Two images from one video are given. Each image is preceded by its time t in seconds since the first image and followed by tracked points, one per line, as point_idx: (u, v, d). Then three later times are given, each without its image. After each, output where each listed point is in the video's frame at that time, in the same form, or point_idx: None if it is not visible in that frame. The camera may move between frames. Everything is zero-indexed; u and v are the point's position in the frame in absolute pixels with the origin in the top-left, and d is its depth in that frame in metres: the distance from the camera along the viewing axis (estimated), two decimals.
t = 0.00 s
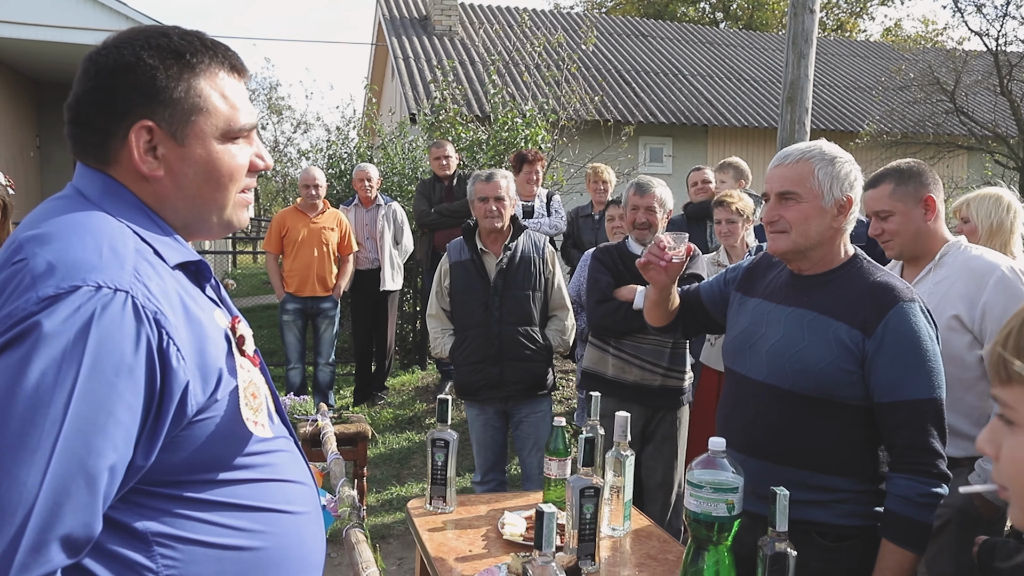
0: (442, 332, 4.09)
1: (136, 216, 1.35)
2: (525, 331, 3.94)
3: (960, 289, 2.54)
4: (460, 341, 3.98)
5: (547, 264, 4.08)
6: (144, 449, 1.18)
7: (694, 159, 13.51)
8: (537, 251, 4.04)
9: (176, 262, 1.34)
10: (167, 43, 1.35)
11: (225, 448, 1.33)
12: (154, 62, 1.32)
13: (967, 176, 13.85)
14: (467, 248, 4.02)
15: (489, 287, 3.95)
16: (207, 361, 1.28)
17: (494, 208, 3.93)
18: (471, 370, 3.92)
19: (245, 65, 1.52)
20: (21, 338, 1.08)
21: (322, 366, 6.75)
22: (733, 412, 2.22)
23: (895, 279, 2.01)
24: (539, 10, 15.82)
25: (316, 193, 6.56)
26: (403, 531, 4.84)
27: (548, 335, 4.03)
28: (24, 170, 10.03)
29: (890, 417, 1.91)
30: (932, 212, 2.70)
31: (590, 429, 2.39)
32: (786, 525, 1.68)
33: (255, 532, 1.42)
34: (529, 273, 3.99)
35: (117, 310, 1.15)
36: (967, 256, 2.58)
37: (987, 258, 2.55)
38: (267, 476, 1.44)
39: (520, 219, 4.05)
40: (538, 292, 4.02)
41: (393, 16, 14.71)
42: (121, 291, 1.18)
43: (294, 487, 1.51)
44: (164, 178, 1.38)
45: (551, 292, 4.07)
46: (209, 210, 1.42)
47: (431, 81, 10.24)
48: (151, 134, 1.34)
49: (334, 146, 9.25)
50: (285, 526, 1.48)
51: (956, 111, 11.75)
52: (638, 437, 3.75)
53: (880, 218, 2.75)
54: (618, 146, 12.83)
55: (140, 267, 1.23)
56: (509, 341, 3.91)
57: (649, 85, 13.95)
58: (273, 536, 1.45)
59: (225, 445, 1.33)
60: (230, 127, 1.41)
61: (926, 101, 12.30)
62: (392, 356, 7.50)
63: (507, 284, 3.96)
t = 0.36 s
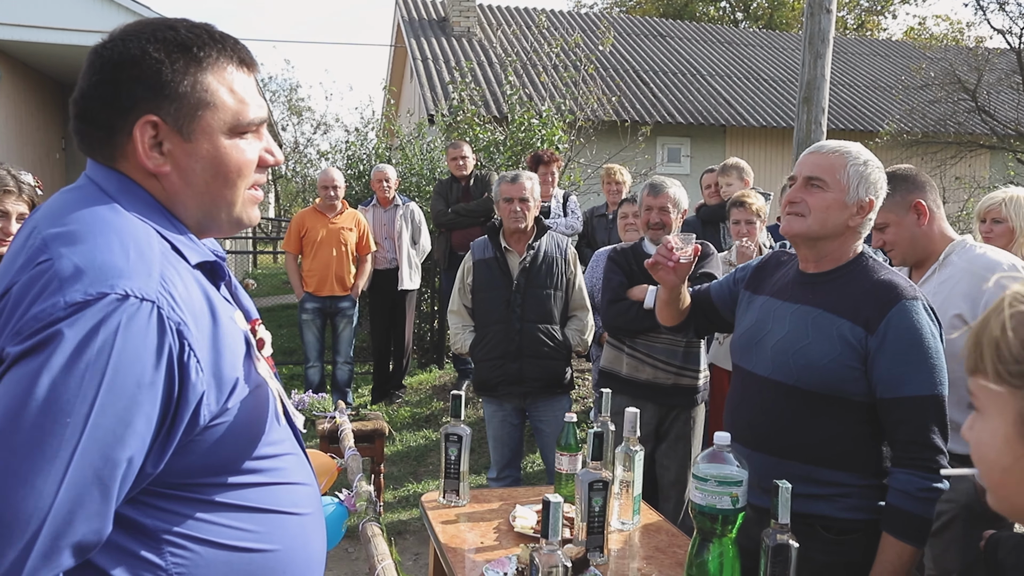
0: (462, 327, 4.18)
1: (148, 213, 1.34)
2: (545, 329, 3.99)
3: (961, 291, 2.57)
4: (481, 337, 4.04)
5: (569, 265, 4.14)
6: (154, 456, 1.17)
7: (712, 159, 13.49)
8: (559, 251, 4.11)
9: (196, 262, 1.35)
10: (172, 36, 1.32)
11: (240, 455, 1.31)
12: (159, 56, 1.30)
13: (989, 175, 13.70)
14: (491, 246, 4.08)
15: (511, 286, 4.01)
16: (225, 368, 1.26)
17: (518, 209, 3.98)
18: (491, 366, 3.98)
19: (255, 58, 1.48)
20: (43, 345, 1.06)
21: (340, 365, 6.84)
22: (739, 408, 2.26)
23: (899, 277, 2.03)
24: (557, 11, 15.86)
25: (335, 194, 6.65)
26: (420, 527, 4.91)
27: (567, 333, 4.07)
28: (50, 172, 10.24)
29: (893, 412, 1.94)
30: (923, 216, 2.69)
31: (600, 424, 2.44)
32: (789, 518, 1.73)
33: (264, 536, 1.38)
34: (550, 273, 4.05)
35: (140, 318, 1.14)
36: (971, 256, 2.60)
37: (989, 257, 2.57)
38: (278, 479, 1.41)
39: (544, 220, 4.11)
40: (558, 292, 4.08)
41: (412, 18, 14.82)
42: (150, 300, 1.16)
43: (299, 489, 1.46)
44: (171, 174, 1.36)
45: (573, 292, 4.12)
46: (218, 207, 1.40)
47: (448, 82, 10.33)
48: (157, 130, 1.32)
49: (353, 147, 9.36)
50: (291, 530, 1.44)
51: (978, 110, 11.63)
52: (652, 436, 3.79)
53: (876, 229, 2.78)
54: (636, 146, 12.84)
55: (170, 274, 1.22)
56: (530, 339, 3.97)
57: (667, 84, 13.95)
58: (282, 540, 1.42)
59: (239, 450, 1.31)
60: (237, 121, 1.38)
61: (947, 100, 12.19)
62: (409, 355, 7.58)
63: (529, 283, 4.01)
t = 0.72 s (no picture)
0: (493, 322, 4.26)
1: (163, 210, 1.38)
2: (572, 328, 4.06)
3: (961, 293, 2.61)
4: (510, 333, 4.14)
5: (601, 270, 4.20)
6: (176, 437, 1.20)
7: (723, 160, 13.49)
8: (592, 255, 4.17)
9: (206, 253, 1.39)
10: (178, 40, 1.37)
11: (257, 435, 1.34)
12: (167, 59, 1.34)
13: (1002, 176, 13.62)
14: (525, 243, 4.15)
15: (542, 284, 4.08)
16: (238, 350, 1.29)
17: (559, 209, 4.04)
18: (518, 361, 4.07)
19: (257, 59, 1.53)
20: (64, 324, 1.08)
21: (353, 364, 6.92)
22: (744, 404, 2.32)
23: (903, 279, 2.08)
24: (568, 12, 15.91)
25: (348, 195, 6.74)
26: (431, 524, 4.98)
27: (595, 334, 4.14)
28: (67, 172, 10.39)
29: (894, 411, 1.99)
30: (926, 220, 2.73)
31: (608, 421, 2.50)
32: (789, 511, 1.79)
33: (280, 519, 1.42)
34: (582, 275, 4.11)
35: (156, 301, 1.17)
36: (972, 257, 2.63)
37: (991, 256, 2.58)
38: (290, 466, 1.44)
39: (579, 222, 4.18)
40: (589, 294, 4.14)
41: (424, 20, 14.91)
42: (165, 284, 1.19)
43: (310, 475, 1.50)
44: (183, 172, 1.40)
45: (602, 296, 4.18)
46: (229, 202, 1.44)
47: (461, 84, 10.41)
48: (167, 130, 1.37)
49: (365, 148, 9.45)
50: (307, 514, 1.48)
51: (990, 111, 11.58)
52: (661, 434, 3.84)
53: (880, 234, 2.82)
54: (647, 147, 12.87)
55: (181, 259, 1.25)
56: (558, 338, 4.04)
57: (678, 86, 13.98)
58: (297, 525, 1.46)
59: (254, 432, 1.33)
60: (243, 118, 1.43)
61: (960, 101, 12.15)
62: (421, 354, 7.66)
63: (560, 283, 4.08)
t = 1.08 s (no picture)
0: (520, 318, 4.41)
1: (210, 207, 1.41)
2: (598, 331, 4.12)
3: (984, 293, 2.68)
4: (535, 331, 4.23)
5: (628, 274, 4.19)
6: (220, 425, 1.24)
7: (727, 160, 13.52)
8: (619, 258, 4.17)
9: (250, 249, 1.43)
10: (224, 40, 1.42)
11: (292, 425, 1.38)
12: (216, 57, 1.39)
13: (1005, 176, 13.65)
14: (554, 243, 4.24)
15: (569, 284, 4.15)
16: (278, 342, 1.33)
17: (590, 209, 4.09)
18: (541, 360, 4.14)
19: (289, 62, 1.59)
20: (115, 315, 1.13)
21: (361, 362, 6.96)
22: (758, 400, 2.37)
23: (916, 278, 2.12)
24: (572, 12, 15.94)
25: (357, 195, 6.77)
26: (441, 521, 5.02)
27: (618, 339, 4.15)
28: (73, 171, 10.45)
29: (906, 407, 2.03)
30: (955, 218, 2.78)
31: (623, 417, 2.55)
32: (805, 504, 1.83)
33: (312, 509, 1.46)
34: (610, 279, 4.14)
35: (201, 292, 1.21)
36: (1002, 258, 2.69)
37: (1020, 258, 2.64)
38: (323, 457, 1.48)
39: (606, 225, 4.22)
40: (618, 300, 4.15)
41: (428, 19, 14.94)
42: (209, 277, 1.24)
43: (340, 467, 1.54)
44: (233, 167, 1.44)
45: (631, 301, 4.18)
46: (274, 193, 1.48)
47: (467, 83, 10.45)
48: (219, 125, 1.41)
49: (371, 148, 9.49)
50: (338, 504, 1.53)
51: (994, 112, 11.62)
52: (671, 431, 3.88)
53: (906, 229, 2.86)
54: (651, 147, 12.90)
55: (224, 253, 1.29)
56: (580, 339, 4.10)
57: (683, 86, 14.01)
58: (328, 514, 1.50)
59: (290, 422, 1.38)
60: (284, 114, 1.48)
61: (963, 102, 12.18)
62: (428, 353, 7.71)
63: (586, 283, 4.13)
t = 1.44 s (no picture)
0: (522, 315, 4.42)
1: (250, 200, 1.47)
2: (596, 326, 4.14)
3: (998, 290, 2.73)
4: (537, 326, 4.25)
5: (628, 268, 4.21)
6: (267, 409, 1.31)
7: (729, 159, 13.53)
8: (619, 254, 4.20)
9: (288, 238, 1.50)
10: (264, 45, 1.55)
11: (328, 414, 1.46)
12: (259, 55, 1.52)
13: (1006, 175, 13.69)
14: (556, 240, 4.26)
15: (569, 279, 4.18)
16: (318, 333, 1.41)
17: (590, 206, 4.14)
18: (542, 354, 4.17)
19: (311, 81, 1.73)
20: (168, 305, 1.20)
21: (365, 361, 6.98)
22: (768, 396, 2.41)
23: (925, 276, 2.16)
24: (573, 12, 15.96)
25: (362, 193, 6.78)
26: (448, 518, 5.04)
27: (618, 333, 4.16)
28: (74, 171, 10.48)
29: (916, 401, 2.06)
30: (972, 216, 2.82)
31: (635, 412, 2.58)
32: (819, 496, 1.87)
33: (347, 498, 1.53)
34: (611, 274, 4.16)
35: (248, 282, 1.29)
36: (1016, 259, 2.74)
37: None
38: (357, 448, 1.56)
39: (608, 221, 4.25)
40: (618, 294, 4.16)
41: (430, 19, 14.95)
42: (254, 268, 1.31)
43: (372, 456, 1.62)
44: (276, 153, 1.52)
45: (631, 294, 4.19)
46: (312, 180, 1.58)
47: (469, 83, 10.47)
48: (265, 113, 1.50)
49: (374, 147, 9.51)
50: (370, 494, 1.61)
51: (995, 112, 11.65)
52: (678, 428, 3.91)
53: (922, 225, 2.91)
54: (654, 147, 12.91)
55: (265, 246, 1.37)
56: (581, 334, 4.13)
57: (684, 85, 14.04)
58: (362, 504, 1.58)
59: (327, 411, 1.45)
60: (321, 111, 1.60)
61: (964, 101, 12.22)
62: (432, 352, 7.74)
63: (587, 280, 4.16)
